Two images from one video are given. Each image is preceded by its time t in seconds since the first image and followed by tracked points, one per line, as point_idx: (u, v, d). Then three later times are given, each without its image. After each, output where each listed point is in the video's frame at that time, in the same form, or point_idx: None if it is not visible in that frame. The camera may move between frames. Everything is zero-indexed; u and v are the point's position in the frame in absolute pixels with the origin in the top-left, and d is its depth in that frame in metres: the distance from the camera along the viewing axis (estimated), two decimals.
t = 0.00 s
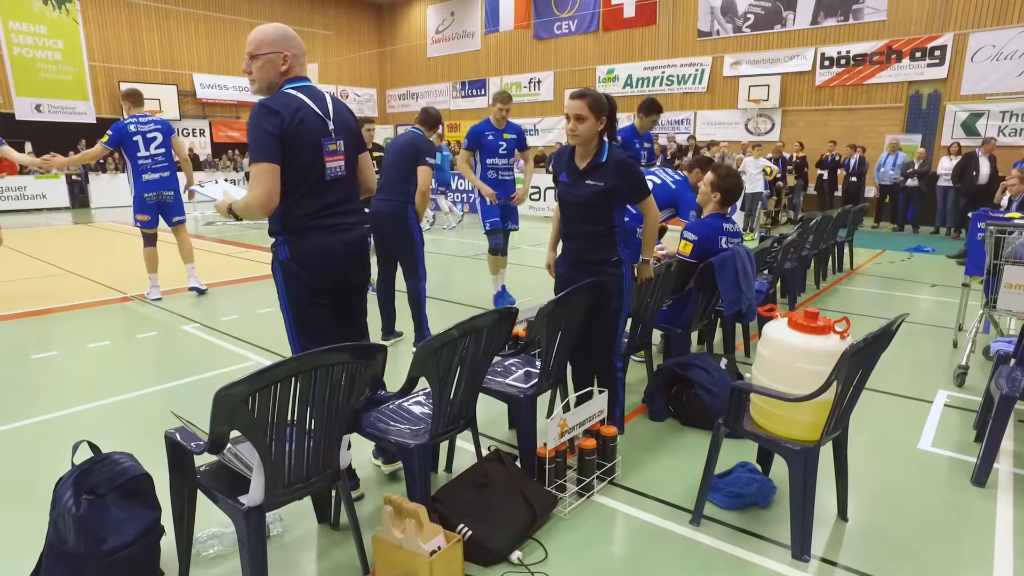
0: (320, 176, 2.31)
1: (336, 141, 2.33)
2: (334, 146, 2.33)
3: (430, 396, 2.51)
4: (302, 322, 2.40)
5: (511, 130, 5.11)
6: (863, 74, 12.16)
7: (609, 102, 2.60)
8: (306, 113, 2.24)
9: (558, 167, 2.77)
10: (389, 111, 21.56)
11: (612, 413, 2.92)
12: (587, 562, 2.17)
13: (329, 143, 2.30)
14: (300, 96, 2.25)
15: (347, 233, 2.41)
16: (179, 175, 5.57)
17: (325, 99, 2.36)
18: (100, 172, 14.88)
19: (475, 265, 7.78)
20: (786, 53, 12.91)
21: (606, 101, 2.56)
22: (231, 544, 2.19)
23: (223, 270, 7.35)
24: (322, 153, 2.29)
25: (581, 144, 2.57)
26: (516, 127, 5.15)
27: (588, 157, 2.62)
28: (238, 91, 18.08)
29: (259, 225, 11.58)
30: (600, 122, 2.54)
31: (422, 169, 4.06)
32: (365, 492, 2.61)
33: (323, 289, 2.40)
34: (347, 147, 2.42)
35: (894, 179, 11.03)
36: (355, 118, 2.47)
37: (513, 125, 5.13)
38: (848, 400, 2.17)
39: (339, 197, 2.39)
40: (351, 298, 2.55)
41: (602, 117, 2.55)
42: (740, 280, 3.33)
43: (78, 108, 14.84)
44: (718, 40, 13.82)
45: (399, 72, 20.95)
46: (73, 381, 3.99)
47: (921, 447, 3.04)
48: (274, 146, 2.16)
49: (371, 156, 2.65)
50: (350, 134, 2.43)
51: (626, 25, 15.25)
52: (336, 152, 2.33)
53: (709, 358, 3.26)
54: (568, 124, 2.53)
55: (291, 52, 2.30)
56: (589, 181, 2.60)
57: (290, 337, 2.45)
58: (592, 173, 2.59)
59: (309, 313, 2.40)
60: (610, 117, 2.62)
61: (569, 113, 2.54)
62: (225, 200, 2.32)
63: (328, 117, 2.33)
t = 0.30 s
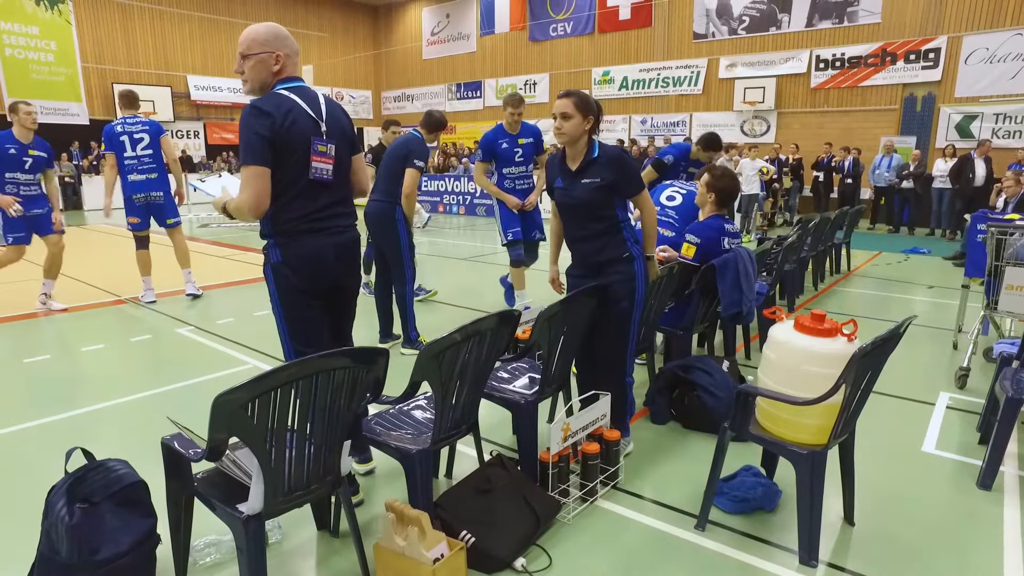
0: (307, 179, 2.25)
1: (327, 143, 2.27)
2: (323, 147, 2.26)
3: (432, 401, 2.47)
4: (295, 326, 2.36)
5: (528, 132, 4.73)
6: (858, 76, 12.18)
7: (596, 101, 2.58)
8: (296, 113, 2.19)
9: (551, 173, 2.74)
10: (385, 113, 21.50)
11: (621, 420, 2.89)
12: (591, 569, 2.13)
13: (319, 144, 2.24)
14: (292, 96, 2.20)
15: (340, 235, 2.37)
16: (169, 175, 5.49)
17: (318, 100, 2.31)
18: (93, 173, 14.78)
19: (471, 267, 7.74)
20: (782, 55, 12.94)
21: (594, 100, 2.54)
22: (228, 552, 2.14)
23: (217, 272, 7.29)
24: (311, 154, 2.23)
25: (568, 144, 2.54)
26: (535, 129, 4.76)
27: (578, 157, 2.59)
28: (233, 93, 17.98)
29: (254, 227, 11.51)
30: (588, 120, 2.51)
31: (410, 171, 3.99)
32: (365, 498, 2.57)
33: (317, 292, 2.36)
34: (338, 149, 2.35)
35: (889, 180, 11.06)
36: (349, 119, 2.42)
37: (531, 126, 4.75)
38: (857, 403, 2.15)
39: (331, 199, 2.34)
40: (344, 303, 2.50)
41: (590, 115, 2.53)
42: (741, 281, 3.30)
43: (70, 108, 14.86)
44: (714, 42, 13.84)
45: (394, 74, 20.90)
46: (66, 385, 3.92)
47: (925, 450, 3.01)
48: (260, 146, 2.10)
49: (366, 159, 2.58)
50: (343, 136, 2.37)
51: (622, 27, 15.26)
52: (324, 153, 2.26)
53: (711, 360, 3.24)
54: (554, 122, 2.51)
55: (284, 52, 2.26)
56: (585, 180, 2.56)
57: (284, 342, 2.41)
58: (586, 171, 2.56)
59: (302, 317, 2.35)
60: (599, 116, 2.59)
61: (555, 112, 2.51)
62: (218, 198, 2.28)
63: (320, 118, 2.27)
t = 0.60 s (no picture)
0: (316, 179, 2.24)
1: (329, 144, 2.26)
2: (326, 149, 2.25)
3: (432, 405, 2.43)
4: (291, 327, 2.31)
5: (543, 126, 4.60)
6: (852, 77, 12.23)
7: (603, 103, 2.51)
8: (297, 114, 2.17)
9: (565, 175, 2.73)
10: (379, 114, 21.43)
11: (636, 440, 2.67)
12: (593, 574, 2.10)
13: (321, 145, 2.23)
14: (292, 98, 2.18)
15: (337, 236, 2.33)
16: (166, 177, 5.43)
17: (316, 102, 2.29)
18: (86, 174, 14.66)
19: (466, 269, 7.71)
20: (776, 57, 12.98)
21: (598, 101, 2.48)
22: (224, 559, 2.10)
23: (211, 274, 7.23)
24: (313, 155, 2.21)
25: (571, 148, 2.52)
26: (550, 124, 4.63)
27: (583, 159, 2.55)
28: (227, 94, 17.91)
29: (248, 228, 11.44)
30: (591, 122, 2.44)
31: (410, 175, 3.95)
32: (362, 503, 2.53)
33: (313, 292, 2.31)
34: (338, 149, 2.33)
35: (883, 181, 11.08)
36: (344, 123, 2.40)
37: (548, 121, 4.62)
38: (861, 405, 2.13)
39: (329, 199, 2.31)
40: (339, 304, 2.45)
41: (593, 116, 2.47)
42: (742, 282, 3.28)
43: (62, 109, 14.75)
44: (708, 43, 13.86)
45: (389, 74, 20.86)
46: (59, 389, 3.87)
47: (925, 451, 3.00)
48: (263, 145, 2.07)
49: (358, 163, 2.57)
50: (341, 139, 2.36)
51: (616, 28, 15.26)
52: (328, 154, 2.25)
53: (711, 361, 3.18)
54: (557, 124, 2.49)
55: (283, 54, 2.24)
56: (586, 183, 2.52)
57: (280, 345, 2.35)
58: (588, 174, 2.52)
59: (298, 318, 2.31)
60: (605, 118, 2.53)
61: (558, 114, 2.50)
62: (215, 195, 2.25)
63: (318, 119, 2.25)
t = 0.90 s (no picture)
0: (312, 175, 2.22)
1: (326, 141, 2.26)
2: (323, 145, 2.25)
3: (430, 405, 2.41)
4: (285, 324, 2.27)
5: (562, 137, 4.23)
6: (845, 78, 12.27)
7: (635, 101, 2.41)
8: (298, 110, 2.16)
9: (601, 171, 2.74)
10: (373, 114, 21.35)
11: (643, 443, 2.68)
12: None
13: (319, 142, 2.22)
14: (293, 94, 2.17)
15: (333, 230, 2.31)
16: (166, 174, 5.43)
17: (315, 99, 2.28)
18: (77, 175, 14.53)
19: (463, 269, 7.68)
20: (770, 57, 13.01)
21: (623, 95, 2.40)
22: (219, 563, 2.07)
23: (205, 274, 7.18)
24: (312, 151, 2.21)
25: (601, 149, 2.53)
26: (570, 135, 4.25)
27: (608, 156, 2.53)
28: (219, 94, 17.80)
29: (241, 229, 11.37)
30: (608, 121, 2.42)
31: (408, 175, 3.91)
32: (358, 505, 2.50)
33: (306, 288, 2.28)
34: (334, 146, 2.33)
35: (877, 181, 11.12)
36: (340, 121, 2.39)
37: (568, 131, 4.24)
38: (863, 404, 2.11)
39: (324, 194, 2.28)
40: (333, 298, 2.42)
41: (612, 112, 2.41)
42: (740, 282, 3.28)
43: (52, 109, 14.63)
44: (702, 44, 13.88)
45: (383, 74, 20.80)
46: (50, 390, 3.82)
47: (924, 450, 3.00)
48: (266, 137, 2.06)
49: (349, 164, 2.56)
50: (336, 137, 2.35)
51: (610, 28, 15.26)
52: (326, 151, 2.25)
53: (711, 361, 3.14)
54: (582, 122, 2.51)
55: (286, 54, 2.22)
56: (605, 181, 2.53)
57: (276, 342, 2.30)
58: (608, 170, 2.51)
59: (292, 315, 2.27)
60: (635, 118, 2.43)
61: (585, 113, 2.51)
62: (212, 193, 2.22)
63: (318, 117, 2.24)
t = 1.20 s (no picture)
0: (306, 172, 2.20)
1: (319, 138, 2.24)
2: (316, 143, 2.22)
3: (425, 405, 2.38)
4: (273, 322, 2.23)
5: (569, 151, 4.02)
6: (837, 78, 12.32)
7: (630, 94, 2.40)
8: (292, 107, 2.14)
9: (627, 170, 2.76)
10: (366, 114, 21.27)
11: (641, 443, 2.66)
12: None
13: (312, 140, 2.20)
14: (288, 93, 2.15)
15: (325, 227, 2.30)
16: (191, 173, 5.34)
17: (310, 98, 2.25)
18: (67, 175, 14.40)
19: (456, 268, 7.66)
20: (763, 57, 13.04)
21: (618, 92, 2.43)
22: (210, 566, 2.03)
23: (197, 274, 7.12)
24: (306, 149, 2.19)
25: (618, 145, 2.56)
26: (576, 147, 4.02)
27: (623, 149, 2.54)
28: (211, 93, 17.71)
29: (234, 228, 11.30)
30: (616, 116, 2.44)
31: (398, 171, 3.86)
32: (351, 506, 2.47)
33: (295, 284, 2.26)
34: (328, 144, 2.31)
35: (870, 181, 11.16)
36: (334, 121, 2.37)
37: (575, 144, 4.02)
38: (860, 402, 2.10)
39: (316, 191, 2.26)
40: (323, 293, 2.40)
41: (612, 110, 2.45)
42: (735, 280, 3.27)
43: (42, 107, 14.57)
44: (696, 44, 13.91)
45: (376, 74, 20.73)
46: (39, 392, 3.77)
47: (920, 448, 3.00)
48: (261, 135, 2.04)
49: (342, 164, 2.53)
50: (331, 136, 2.33)
51: (604, 28, 15.26)
52: (319, 148, 2.23)
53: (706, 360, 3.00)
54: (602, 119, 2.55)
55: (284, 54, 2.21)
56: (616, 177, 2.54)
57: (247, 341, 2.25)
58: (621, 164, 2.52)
59: (282, 312, 2.24)
60: (632, 113, 2.41)
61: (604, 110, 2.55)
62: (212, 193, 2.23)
63: (311, 115, 2.22)
